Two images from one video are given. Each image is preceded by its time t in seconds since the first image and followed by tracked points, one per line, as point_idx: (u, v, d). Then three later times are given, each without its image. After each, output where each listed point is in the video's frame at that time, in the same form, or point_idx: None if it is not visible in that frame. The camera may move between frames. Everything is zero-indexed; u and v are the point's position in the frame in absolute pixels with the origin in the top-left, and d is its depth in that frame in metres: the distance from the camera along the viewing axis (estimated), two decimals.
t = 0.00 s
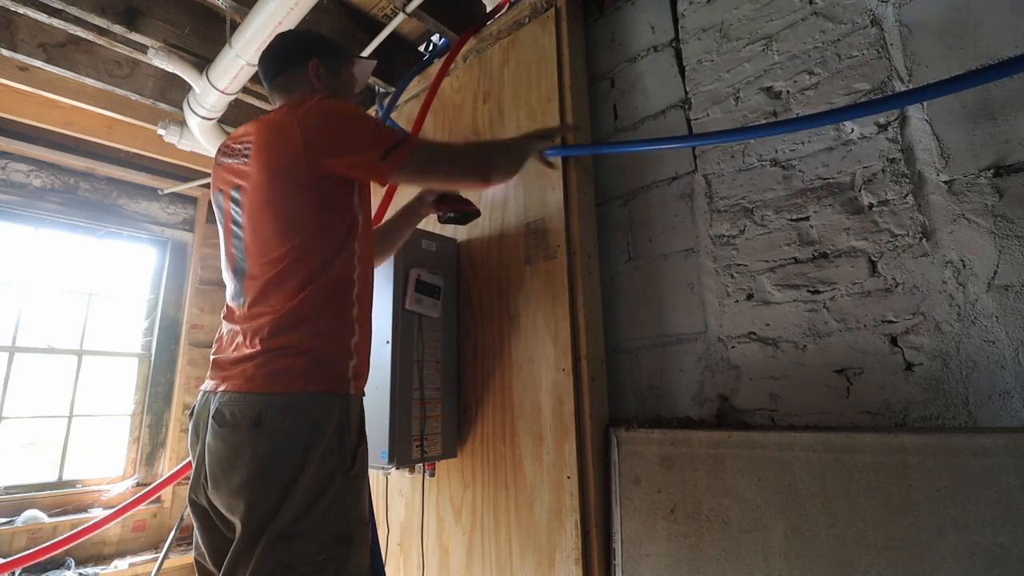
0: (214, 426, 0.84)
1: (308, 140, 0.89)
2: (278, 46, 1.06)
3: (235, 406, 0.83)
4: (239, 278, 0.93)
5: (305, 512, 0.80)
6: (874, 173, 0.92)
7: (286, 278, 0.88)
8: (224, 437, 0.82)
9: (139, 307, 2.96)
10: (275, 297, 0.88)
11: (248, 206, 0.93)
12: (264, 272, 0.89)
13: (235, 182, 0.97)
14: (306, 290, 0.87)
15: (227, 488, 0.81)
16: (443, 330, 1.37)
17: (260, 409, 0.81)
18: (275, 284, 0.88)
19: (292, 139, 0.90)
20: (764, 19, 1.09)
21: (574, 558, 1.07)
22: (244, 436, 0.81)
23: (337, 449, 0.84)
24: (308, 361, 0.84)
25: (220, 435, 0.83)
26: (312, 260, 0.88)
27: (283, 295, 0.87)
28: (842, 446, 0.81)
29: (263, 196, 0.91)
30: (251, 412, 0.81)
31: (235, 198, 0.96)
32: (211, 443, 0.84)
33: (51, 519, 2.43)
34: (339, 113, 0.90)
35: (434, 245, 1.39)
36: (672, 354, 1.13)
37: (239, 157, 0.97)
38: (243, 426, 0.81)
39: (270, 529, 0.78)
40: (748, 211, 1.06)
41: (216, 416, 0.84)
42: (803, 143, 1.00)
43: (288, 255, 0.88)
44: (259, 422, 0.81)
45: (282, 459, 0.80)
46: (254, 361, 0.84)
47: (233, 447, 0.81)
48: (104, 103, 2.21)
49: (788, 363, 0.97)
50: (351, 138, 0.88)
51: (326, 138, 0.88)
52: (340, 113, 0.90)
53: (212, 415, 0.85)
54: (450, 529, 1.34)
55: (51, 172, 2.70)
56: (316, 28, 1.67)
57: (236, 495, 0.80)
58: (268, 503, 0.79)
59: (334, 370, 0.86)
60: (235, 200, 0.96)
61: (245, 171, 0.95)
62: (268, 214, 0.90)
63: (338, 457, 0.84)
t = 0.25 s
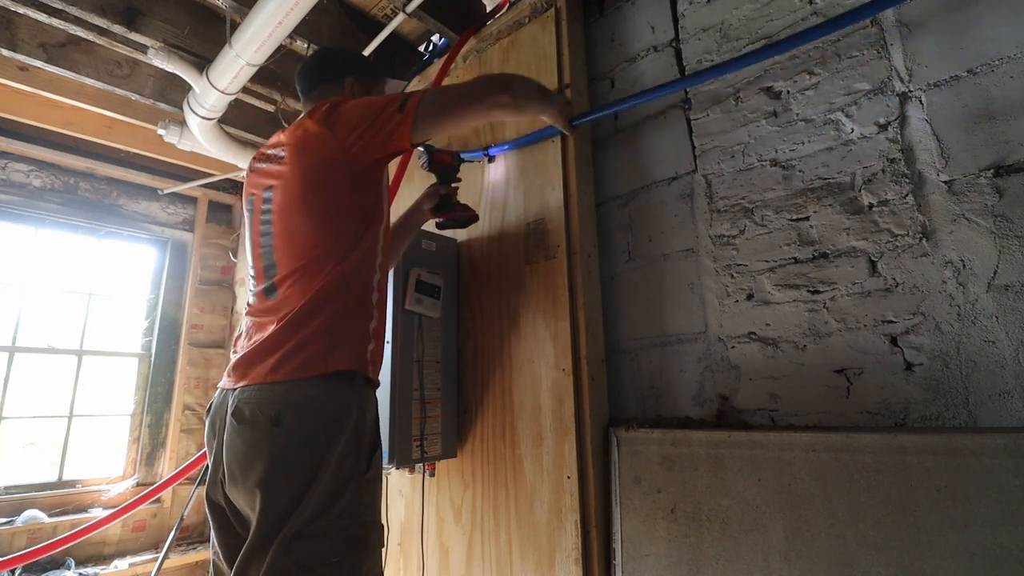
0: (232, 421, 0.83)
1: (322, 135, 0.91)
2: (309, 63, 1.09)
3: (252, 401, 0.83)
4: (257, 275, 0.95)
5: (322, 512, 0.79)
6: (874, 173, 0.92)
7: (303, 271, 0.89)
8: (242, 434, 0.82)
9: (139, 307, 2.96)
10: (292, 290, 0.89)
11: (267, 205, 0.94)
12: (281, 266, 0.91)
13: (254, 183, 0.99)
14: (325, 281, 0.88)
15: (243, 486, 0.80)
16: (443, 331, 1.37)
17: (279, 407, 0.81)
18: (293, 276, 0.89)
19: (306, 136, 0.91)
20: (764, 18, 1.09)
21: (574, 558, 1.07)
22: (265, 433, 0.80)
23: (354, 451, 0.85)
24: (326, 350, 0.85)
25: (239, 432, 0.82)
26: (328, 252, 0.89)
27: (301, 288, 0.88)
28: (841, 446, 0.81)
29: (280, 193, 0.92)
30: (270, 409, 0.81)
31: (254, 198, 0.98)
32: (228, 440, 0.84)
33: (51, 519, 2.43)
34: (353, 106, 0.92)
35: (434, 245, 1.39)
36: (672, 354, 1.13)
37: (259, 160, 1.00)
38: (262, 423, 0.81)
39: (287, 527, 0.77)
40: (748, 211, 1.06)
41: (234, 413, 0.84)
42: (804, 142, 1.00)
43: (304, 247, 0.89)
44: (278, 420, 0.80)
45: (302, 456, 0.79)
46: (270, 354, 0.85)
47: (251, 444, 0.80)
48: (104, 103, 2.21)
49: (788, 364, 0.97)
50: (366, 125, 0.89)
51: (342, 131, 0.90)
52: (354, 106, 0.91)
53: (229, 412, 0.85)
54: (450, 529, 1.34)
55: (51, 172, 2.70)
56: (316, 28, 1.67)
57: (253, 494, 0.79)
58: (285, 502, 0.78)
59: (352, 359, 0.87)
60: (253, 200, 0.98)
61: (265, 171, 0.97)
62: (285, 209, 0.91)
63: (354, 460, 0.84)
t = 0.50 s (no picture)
0: (237, 423, 0.82)
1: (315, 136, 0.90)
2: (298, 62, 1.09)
3: (251, 402, 0.83)
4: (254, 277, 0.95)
5: (329, 509, 0.80)
6: (874, 173, 0.92)
7: (301, 271, 0.88)
8: (245, 434, 0.81)
9: (139, 307, 2.96)
10: (290, 289, 0.88)
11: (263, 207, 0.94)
12: (278, 266, 0.90)
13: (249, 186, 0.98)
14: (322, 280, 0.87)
15: (250, 485, 0.80)
16: (443, 330, 1.37)
17: (282, 406, 0.81)
18: (290, 276, 0.89)
19: (299, 137, 0.91)
20: (764, 19, 1.09)
21: (574, 558, 1.07)
22: (268, 433, 0.80)
23: (362, 443, 0.86)
24: (325, 349, 0.84)
25: (241, 432, 0.82)
26: (324, 251, 0.89)
27: (298, 287, 0.88)
28: (841, 446, 0.81)
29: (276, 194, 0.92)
30: (270, 409, 0.81)
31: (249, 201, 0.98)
32: (229, 441, 0.83)
33: (51, 519, 2.43)
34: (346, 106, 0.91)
35: (434, 245, 1.39)
36: (672, 354, 1.13)
37: (254, 164, 1.00)
38: (267, 422, 0.80)
39: (298, 526, 0.77)
40: (748, 211, 1.06)
41: (234, 414, 0.84)
42: (804, 143, 1.00)
43: (301, 247, 0.89)
44: (282, 419, 0.80)
45: (308, 454, 0.79)
46: (269, 354, 0.85)
47: (258, 444, 0.80)
48: (104, 103, 2.21)
49: (788, 363, 0.97)
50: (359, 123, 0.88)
51: (335, 129, 0.89)
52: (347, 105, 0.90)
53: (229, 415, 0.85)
54: (450, 529, 1.34)
55: (51, 172, 2.70)
56: (316, 28, 1.67)
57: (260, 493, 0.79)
58: (294, 500, 0.78)
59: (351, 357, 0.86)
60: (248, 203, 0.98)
61: (260, 174, 0.96)
62: (281, 210, 0.91)
63: (362, 452, 0.85)
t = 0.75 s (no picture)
0: (213, 424, 0.83)
1: (313, 140, 0.90)
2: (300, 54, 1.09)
3: (235, 403, 0.82)
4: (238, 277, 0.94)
5: (312, 508, 0.79)
6: (874, 173, 0.92)
7: (286, 274, 0.88)
8: (225, 435, 0.82)
9: (139, 307, 2.96)
10: (275, 292, 0.88)
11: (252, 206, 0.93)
12: (265, 268, 0.90)
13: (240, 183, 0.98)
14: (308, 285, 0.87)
15: (229, 486, 0.80)
16: (443, 330, 1.37)
17: (264, 407, 0.81)
18: (276, 279, 0.88)
19: (297, 140, 0.91)
20: (764, 18, 1.09)
21: (574, 558, 1.07)
22: (248, 433, 0.80)
23: (342, 442, 0.84)
24: (310, 355, 0.84)
25: (221, 434, 0.82)
26: (311, 256, 0.88)
27: (284, 290, 0.87)
28: (842, 446, 0.81)
29: (268, 195, 0.92)
30: (254, 410, 0.81)
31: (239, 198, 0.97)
32: (210, 443, 0.84)
33: (51, 519, 2.43)
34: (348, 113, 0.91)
35: (433, 245, 1.39)
36: (672, 354, 1.13)
37: (247, 161, 0.99)
38: (246, 422, 0.81)
39: (279, 525, 0.77)
40: (748, 211, 1.06)
41: (214, 416, 0.84)
42: (804, 142, 1.00)
43: (289, 250, 0.88)
44: (262, 419, 0.80)
45: (287, 452, 0.79)
46: (253, 356, 0.84)
47: (237, 444, 0.80)
48: (104, 103, 2.21)
49: (788, 363, 0.97)
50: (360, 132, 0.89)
51: (334, 135, 0.89)
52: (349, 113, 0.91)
53: (209, 415, 0.84)
54: (450, 529, 1.34)
55: (51, 172, 2.70)
56: (317, 28, 1.67)
57: (240, 493, 0.79)
58: (276, 498, 0.78)
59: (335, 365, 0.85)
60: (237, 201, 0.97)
61: (253, 172, 0.96)
62: (271, 211, 0.91)
63: (344, 449, 0.84)
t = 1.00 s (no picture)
0: (251, 417, 0.81)
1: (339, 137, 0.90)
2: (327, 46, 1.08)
3: (264, 399, 0.81)
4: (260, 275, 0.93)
5: (349, 505, 0.82)
6: (874, 173, 0.92)
7: (313, 272, 0.88)
8: (261, 428, 0.80)
9: (139, 307, 2.96)
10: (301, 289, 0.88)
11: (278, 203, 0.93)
12: (290, 265, 0.89)
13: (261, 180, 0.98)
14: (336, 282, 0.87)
15: (266, 479, 0.78)
16: (443, 331, 1.37)
17: (299, 401, 0.80)
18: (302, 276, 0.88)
19: (322, 137, 0.91)
20: (764, 18, 1.09)
21: (574, 558, 1.07)
22: (291, 425, 0.79)
23: (377, 438, 0.86)
24: (337, 351, 0.84)
25: (259, 425, 0.80)
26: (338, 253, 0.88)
27: (310, 288, 0.87)
28: (841, 446, 0.81)
29: (293, 192, 0.92)
30: (287, 404, 0.80)
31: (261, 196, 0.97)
32: (244, 435, 0.82)
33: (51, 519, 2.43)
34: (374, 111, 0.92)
35: (434, 245, 1.39)
36: (672, 354, 1.13)
37: (268, 158, 0.99)
38: (284, 416, 0.80)
39: (320, 521, 0.78)
40: (748, 211, 1.06)
41: (249, 408, 0.82)
42: (804, 143, 1.00)
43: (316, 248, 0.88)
44: (302, 411, 0.80)
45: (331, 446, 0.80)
46: (280, 352, 0.84)
47: (276, 438, 0.79)
48: (104, 103, 2.21)
49: (788, 363, 0.97)
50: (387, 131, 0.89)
51: (361, 132, 0.89)
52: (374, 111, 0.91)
53: (245, 408, 0.83)
54: (450, 529, 1.34)
55: (51, 172, 2.70)
56: (317, 28, 1.67)
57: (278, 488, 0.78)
58: (314, 495, 0.78)
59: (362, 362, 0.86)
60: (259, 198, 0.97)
61: (275, 169, 0.96)
62: (297, 208, 0.91)
63: (377, 447, 0.86)
